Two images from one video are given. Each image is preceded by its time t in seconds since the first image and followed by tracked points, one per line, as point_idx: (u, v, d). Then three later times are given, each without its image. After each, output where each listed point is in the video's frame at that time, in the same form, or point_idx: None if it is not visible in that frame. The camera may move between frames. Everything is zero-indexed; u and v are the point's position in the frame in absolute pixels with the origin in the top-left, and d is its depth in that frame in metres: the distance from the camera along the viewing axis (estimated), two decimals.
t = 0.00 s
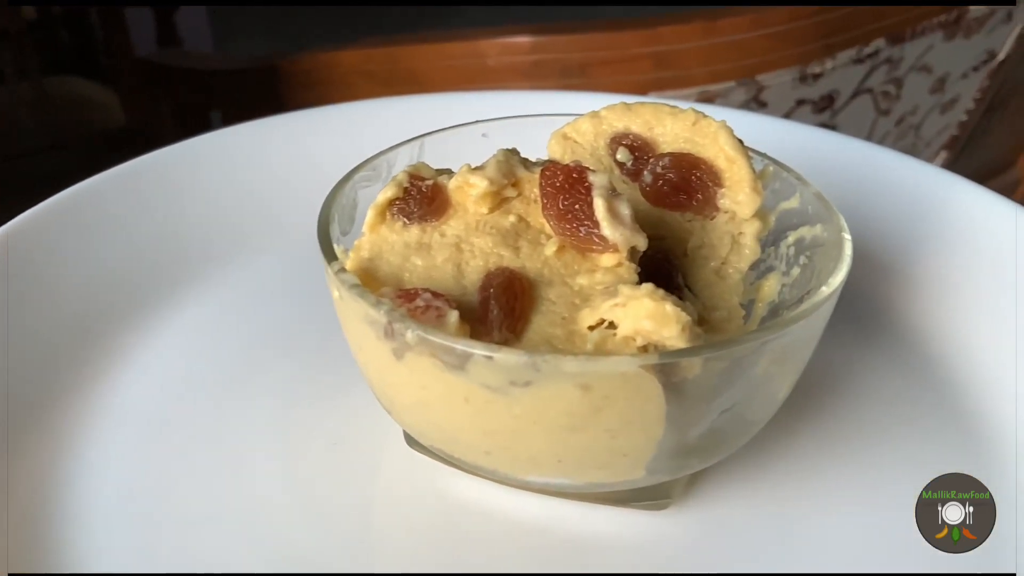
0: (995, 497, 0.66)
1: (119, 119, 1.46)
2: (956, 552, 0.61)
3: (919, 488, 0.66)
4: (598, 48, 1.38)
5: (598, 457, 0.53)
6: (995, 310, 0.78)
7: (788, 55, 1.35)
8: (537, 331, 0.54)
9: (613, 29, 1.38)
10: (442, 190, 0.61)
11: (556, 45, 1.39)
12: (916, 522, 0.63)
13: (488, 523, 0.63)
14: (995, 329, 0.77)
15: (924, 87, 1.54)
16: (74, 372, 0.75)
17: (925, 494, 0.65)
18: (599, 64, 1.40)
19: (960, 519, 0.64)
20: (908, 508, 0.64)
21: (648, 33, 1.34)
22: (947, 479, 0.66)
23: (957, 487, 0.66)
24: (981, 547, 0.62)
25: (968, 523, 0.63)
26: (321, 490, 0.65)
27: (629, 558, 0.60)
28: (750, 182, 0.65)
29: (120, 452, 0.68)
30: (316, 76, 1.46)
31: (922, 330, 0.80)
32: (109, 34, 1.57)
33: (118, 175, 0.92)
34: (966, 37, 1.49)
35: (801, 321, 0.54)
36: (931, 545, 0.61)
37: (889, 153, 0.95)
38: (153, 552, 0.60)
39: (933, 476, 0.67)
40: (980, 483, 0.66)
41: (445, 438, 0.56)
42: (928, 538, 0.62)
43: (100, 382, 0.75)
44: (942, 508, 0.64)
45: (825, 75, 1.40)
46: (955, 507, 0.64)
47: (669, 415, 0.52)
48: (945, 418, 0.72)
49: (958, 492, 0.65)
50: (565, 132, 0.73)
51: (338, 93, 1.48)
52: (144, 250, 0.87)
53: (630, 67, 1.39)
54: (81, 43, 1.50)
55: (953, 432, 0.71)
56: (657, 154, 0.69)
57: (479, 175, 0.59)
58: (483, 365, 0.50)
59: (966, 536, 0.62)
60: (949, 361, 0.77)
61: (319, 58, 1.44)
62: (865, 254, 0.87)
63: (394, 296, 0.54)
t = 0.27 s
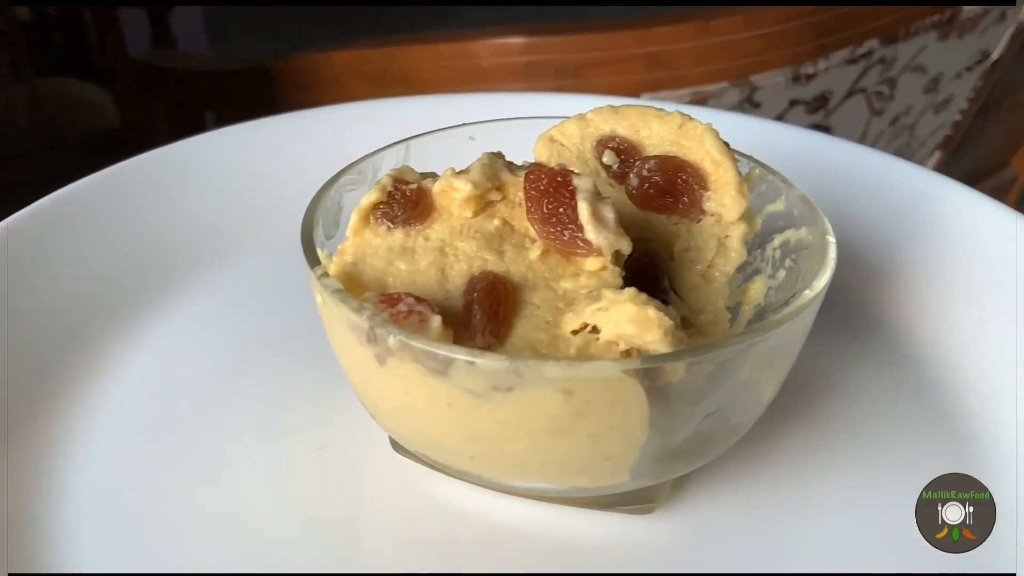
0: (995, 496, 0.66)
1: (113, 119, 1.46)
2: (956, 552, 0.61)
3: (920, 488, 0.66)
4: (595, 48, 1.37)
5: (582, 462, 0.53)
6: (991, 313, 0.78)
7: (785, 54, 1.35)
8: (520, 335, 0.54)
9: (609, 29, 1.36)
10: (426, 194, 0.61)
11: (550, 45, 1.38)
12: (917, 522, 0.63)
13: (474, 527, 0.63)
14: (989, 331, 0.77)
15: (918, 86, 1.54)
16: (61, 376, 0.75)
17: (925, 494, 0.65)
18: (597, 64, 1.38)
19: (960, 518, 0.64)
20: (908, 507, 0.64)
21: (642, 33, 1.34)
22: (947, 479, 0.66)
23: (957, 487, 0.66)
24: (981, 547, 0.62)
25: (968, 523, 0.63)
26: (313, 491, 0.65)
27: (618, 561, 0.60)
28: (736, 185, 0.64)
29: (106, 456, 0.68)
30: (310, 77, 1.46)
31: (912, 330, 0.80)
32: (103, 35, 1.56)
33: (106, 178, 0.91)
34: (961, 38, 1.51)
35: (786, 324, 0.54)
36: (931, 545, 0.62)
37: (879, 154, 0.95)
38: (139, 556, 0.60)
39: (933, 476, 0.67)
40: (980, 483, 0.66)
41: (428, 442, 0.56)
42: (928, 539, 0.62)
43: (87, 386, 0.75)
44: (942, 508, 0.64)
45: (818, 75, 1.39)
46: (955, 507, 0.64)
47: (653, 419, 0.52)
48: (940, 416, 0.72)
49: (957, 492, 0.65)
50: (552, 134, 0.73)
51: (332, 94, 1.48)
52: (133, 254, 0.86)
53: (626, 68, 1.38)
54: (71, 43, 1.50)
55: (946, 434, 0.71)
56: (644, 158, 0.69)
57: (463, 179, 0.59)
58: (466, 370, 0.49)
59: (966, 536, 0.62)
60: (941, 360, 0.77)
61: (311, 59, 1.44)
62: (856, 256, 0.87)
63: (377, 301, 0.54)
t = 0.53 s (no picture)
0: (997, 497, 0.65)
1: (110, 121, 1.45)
2: (955, 552, 0.62)
3: (921, 489, 0.67)
4: (587, 50, 1.37)
5: (566, 468, 0.53)
6: (983, 316, 0.78)
7: (776, 56, 1.34)
8: (504, 342, 0.54)
9: (600, 31, 1.37)
10: (411, 200, 0.61)
11: (542, 48, 1.38)
12: (917, 522, 0.64)
13: (460, 535, 0.62)
14: (981, 335, 0.76)
15: (911, 87, 1.54)
16: (49, 380, 0.75)
17: (926, 494, 0.65)
18: (586, 67, 1.38)
19: (961, 518, 0.64)
20: (908, 508, 0.64)
21: (634, 35, 1.33)
22: (948, 480, 0.67)
23: (957, 488, 0.66)
24: (982, 547, 0.62)
25: (968, 523, 0.63)
26: (304, 495, 0.65)
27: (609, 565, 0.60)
28: (721, 190, 0.65)
29: (93, 461, 0.68)
30: (304, 79, 1.46)
31: (902, 333, 0.80)
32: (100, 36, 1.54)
33: (97, 181, 0.91)
34: (955, 38, 1.50)
35: (770, 328, 0.54)
36: (930, 545, 0.62)
37: (871, 160, 0.94)
38: (127, 562, 0.59)
39: (935, 476, 0.67)
40: (982, 484, 0.66)
41: (413, 449, 0.55)
42: (928, 539, 0.62)
43: (75, 390, 0.74)
44: (942, 508, 0.64)
45: (812, 77, 1.39)
46: (955, 507, 0.64)
47: (636, 425, 0.52)
48: (933, 421, 0.72)
49: (958, 492, 0.65)
50: (538, 138, 0.73)
51: (327, 96, 1.48)
52: (122, 258, 0.86)
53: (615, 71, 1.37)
54: (70, 41, 1.47)
55: (937, 435, 0.71)
56: (629, 162, 0.69)
57: (447, 185, 0.59)
58: (448, 376, 0.49)
59: (966, 536, 0.62)
60: (933, 365, 0.76)
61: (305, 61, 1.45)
62: (847, 260, 0.86)
63: (360, 307, 0.54)
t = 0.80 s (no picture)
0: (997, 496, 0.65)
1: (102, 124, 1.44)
2: (955, 552, 0.62)
3: (921, 489, 0.67)
4: (583, 51, 1.35)
5: (550, 473, 0.53)
6: (976, 318, 0.77)
7: (768, 58, 1.34)
8: (487, 347, 0.54)
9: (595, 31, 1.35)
10: (395, 204, 0.60)
11: (535, 50, 1.37)
12: (918, 522, 0.64)
13: (445, 541, 0.62)
14: (976, 337, 0.76)
15: (904, 86, 1.53)
16: (37, 387, 0.75)
17: (926, 494, 0.65)
18: (582, 69, 1.36)
19: (961, 518, 0.64)
20: (908, 509, 0.65)
21: (627, 37, 1.32)
22: (948, 480, 0.67)
23: (958, 488, 0.66)
24: (982, 547, 0.62)
25: (968, 523, 0.63)
26: (295, 497, 0.64)
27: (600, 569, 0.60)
28: (706, 194, 0.64)
29: (82, 467, 0.68)
30: (297, 81, 1.46)
31: (893, 335, 0.80)
32: (93, 40, 1.54)
33: (89, 184, 0.91)
34: (948, 39, 1.50)
35: (754, 333, 0.54)
36: (930, 546, 0.62)
37: (861, 162, 0.94)
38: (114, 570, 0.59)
39: (935, 476, 0.67)
40: (982, 484, 0.66)
41: (397, 455, 0.55)
42: (928, 539, 0.62)
43: (60, 398, 0.74)
44: (942, 508, 0.64)
45: (804, 78, 1.39)
46: (955, 507, 0.64)
47: (619, 430, 0.52)
48: (929, 426, 0.72)
49: (958, 492, 0.65)
50: (525, 142, 0.73)
51: (321, 98, 1.47)
52: (111, 263, 0.86)
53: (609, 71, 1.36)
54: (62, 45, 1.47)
55: (932, 438, 0.71)
56: (615, 166, 0.69)
57: (431, 189, 0.59)
58: (429, 382, 0.49)
59: (967, 536, 0.62)
60: (927, 368, 0.76)
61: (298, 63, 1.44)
62: (838, 264, 0.86)
63: (343, 313, 0.54)
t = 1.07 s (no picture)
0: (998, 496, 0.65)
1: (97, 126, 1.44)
2: (955, 552, 0.61)
3: (922, 490, 0.67)
4: (574, 53, 1.35)
5: (533, 476, 0.52)
6: (970, 317, 0.77)
7: (761, 58, 1.34)
8: (471, 349, 0.54)
9: (585, 33, 1.35)
10: (379, 207, 0.60)
11: (527, 51, 1.37)
12: (919, 522, 0.64)
13: (434, 545, 0.62)
14: (967, 337, 0.76)
15: (897, 86, 1.53)
16: (24, 391, 0.74)
17: (926, 494, 0.65)
18: (573, 70, 1.37)
19: (961, 518, 0.63)
20: (908, 508, 0.65)
21: (618, 38, 1.32)
22: (947, 479, 0.67)
23: (957, 488, 0.66)
24: (982, 547, 0.62)
25: (968, 523, 0.63)
26: (286, 499, 0.64)
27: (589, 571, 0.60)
28: (692, 195, 0.64)
29: (71, 469, 0.67)
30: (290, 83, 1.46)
31: (884, 336, 0.79)
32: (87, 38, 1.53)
33: (80, 184, 0.91)
34: (940, 38, 1.51)
35: (737, 334, 0.54)
36: (930, 546, 0.62)
37: (851, 164, 0.94)
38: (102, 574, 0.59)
39: (935, 476, 0.67)
40: (982, 483, 0.65)
41: (380, 458, 0.55)
42: (929, 539, 0.63)
43: (47, 402, 0.74)
44: (942, 508, 0.64)
45: (797, 78, 1.39)
46: (955, 507, 0.64)
47: (602, 433, 0.52)
48: (924, 427, 0.71)
49: (958, 492, 0.65)
50: (511, 144, 0.73)
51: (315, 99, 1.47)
52: (100, 265, 0.86)
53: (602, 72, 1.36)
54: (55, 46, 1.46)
55: (926, 439, 0.71)
56: (601, 168, 0.69)
57: (415, 192, 0.59)
58: (411, 386, 0.49)
59: (967, 536, 0.62)
60: (921, 368, 0.76)
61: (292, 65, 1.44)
62: (828, 265, 0.86)
63: (325, 316, 0.54)
